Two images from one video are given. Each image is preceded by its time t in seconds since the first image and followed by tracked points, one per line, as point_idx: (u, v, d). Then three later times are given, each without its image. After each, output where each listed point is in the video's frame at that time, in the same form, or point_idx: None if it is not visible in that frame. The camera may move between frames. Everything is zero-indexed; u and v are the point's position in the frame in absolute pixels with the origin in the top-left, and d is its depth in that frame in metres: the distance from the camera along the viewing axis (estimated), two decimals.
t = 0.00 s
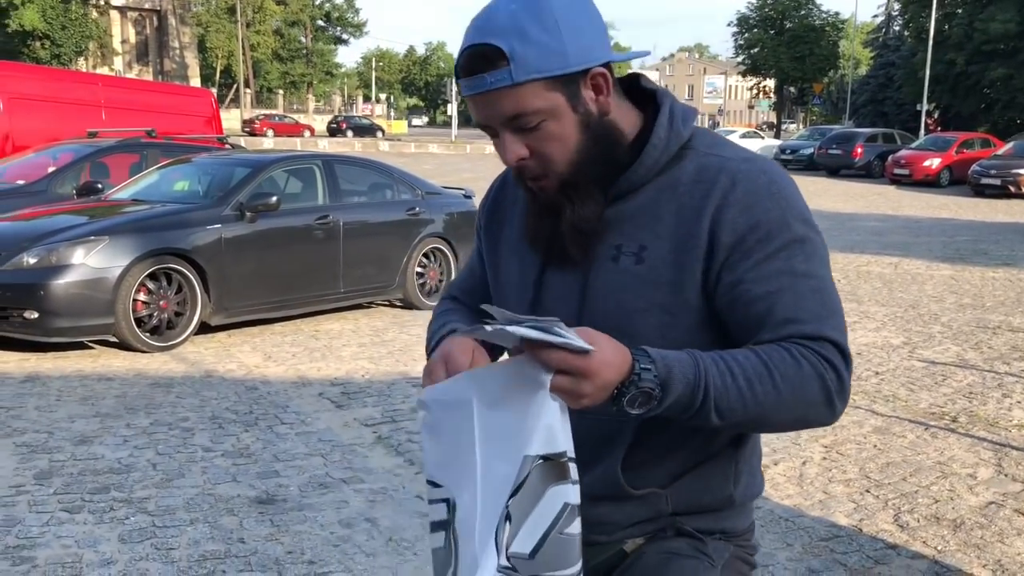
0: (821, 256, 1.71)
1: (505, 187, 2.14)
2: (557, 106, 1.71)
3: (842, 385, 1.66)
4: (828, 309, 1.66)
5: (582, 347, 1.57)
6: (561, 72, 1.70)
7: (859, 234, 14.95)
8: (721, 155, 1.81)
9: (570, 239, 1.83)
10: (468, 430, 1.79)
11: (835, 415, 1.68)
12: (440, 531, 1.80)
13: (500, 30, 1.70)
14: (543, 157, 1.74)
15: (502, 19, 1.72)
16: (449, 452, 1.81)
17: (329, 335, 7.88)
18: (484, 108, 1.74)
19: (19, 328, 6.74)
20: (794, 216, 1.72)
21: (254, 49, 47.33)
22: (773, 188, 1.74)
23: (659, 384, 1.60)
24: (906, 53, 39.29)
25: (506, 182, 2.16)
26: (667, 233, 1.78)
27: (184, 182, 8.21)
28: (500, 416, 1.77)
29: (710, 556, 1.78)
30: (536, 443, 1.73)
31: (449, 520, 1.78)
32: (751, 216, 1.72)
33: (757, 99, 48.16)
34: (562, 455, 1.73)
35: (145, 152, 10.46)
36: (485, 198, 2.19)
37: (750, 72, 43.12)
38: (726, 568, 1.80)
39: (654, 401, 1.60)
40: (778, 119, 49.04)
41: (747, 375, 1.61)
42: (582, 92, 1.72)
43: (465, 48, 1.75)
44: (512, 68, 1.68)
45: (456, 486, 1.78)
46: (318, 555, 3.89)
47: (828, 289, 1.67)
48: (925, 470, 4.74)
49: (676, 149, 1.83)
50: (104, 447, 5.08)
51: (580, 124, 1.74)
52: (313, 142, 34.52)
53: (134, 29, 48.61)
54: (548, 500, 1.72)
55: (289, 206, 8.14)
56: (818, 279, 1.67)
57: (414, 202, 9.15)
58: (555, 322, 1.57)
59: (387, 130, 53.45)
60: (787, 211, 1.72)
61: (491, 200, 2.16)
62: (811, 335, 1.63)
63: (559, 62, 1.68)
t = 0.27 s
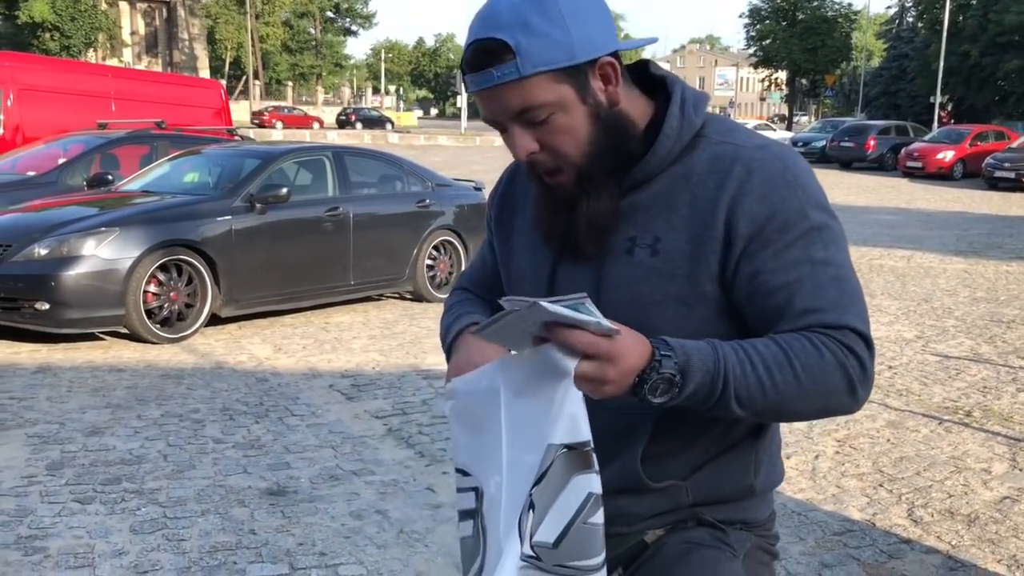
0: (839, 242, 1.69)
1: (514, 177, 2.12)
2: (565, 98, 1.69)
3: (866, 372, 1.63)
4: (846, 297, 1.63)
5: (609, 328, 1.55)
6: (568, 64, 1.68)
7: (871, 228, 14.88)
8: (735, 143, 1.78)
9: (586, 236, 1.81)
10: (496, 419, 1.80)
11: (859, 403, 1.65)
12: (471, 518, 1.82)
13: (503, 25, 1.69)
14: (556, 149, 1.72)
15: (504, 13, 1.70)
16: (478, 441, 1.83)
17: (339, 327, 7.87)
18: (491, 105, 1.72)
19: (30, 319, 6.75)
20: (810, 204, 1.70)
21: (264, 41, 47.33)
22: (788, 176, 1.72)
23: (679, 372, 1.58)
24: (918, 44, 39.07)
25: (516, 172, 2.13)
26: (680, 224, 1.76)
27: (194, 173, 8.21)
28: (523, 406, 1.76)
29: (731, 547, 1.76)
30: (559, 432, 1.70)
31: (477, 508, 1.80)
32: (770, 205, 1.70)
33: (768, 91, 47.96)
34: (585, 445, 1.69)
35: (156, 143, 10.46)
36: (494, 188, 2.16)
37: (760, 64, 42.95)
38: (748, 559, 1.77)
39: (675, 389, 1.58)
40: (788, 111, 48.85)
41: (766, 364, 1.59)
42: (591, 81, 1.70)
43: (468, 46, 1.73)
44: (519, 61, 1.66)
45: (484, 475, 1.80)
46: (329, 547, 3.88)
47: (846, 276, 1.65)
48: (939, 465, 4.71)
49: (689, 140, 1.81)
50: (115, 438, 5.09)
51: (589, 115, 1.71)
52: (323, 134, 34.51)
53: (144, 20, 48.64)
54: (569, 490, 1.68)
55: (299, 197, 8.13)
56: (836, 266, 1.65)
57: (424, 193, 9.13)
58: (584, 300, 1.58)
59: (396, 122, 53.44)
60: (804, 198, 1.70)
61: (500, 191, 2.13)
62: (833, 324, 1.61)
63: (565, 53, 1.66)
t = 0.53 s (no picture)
0: (852, 248, 1.69)
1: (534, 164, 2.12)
2: (609, 62, 1.71)
3: (863, 380, 1.64)
4: (852, 304, 1.64)
5: (608, 340, 1.55)
6: (613, 29, 1.71)
7: (878, 222, 14.84)
8: (757, 140, 1.79)
9: (609, 209, 1.79)
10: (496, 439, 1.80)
11: (855, 408, 1.67)
12: (469, 542, 1.81)
13: None
14: (591, 114, 1.73)
15: None
16: (477, 462, 1.83)
17: (346, 321, 7.89)
18: (531, 66, 1.73)
19: (39, 312, 6.78)
20: (828, 207, 1.70)
21: (270, 34, 47.32)
22: (809, 178, 1.72)
23: (677, 376, 1.58)
24: (927, 38, 38.91)
25: (536, 160, 2.13)
26: (700, 217, 1.75)
27: (202, 167, 8.23)
28: (526, 423, 1.76)
29: (739, 541, 1.76)
30: (565, 444, 1.70)
31: (476, 530, 1.79)
32: (786, 205, 1.70)
33: (775, 85, 47.84)
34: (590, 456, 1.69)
35: (163, 137, 10.48)
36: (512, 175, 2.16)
37: (768, 58, 42.84)
38: (754, 554, 1.78)
39: (673, 394, 1.59)
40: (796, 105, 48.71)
41: (761, 370, 1.61)
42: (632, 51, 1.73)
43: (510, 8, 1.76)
44: (568, 19, 1.68)
45: (484, 497, 1.79)
46: (337, 540, 3.89)
47: (854, 283, 1.66)
48: (946, 459, 4.71)
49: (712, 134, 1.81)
50: (124, 431, 5.11)
51: (629, 84, 1.74)
52: (329, 128, 34.51)
53: (151, 14, 48.66)
54: (578, 501, 1.68)
55: (306, 190, 8.14)
56: (846, 272, 1.66)
57: (430, 187, 9.14)
58: (582, 314, 1.57)
59: (403, 116, 53.42)
60: (822, 201, 1.70)
61: (519, 178, 2.14)
62: (830, 331, 1.62)
63: (612, 17, 1.69)
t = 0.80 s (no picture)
0: (859, 254, 1.69)
1: (547, 148, 2.09)
2: (632, 50, 1.70)
3: (861, 387, 1.64)
4: (856, 308, 1.64)
5: (609, 343, 1.53)
6: (639, 18, 1.70)
7: (878, 219, 14.85)
8: (773, 139, 1.78)
9: (620, 196, 1.78)
10: (479, 452, 1.70)
11: (852, 414, 1.66)
12: (456, 558, 1.72)
13: None
14: (609, 101, 1.71)
15: None
16: (459, 476, 1.73)
17: (346, 317, 7.88)
18: (554, 49, 1.72)
19: (39, 307, 6.77)
20: (838, 211, 1.70)
21: (270, 30, 47.25)
22: (821, 181, 1.71)
23: (674, 378, 1.58)
24: (927, 35, 38.89)
25: (548, 144, 2.11)
26: (711, 213, 1.74)
27: (201, 162, 8.21)
28: (515, 432, 1.68)
29: (737, 539, 1.75)
30: (569, 450, 1.62)
31: (463, 547, 1.71)
32: (796, 206, 1.69)
33: (774, 82, 47.82)
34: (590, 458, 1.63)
35: (163, 132, 10.47)
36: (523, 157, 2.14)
37: (768, 55, 42.83)
38: (752, 553, 1.77)
39: (670, 396, 1.58)
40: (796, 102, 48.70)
41: (759, 372, 1.60)
42: (656, 42, 1.72)
43: None
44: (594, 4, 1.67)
45: (469, 512, 1.71)
46: (338, 536, 3.89)
47: (859, 287, 1.65)
48: (947, 457, 4.71)
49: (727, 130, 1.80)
50: (124, 427, 5.10)
51: (650, 74, 1.72)
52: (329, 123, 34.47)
53: (150, 9, 48.59)
54: (581, 506, 1.62)
55: (306, 186, 8.12)
56: (851, 277, 1.65)
57: (430, 183, 9.13)
58: (579, 317, 1.56)
59: (403, 112, 53.37)
60: (832, 205, 1.70)
61: (530, 161, 2.11)
62: (831, 335, 1.62)
63: (639, 7, 1.68)
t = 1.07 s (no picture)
0: (860, 254, 1.68)
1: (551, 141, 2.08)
2: (643, 40, 1.70)
3: (859, 386, 1.64)
4: (856, 308, 1.64)
5: (613, 340, 1.53)
6: (651, 9, 1.71)
7: (874, 218, 14.86)
8: (777, 138, 1.79)
9: (625, 187, 1.78)
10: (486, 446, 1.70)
11: (850, 413, 1.66)
12: (457, 551, 1.71)
13: None
14: (618, 89, 1.72)
15: None
16: (463, 468, 1.72)
17: (342, 315, 7.87)
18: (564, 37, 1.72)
19: (34, 305, 6.75)
20: (841, 211, 1.70)
21: (265, 27, 47.14)
22: (823, 181, 1.72)
23: (676, 376, 1.57)
24: (923, 34, 38.94)
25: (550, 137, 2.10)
26: (716, 211, 1.75)
27: (197, 160, 8.19)
28: (520, 427, 1.67)
29: (735, 537, 1.75)
30: (571, 448, 1.62)
31: (465, 539, 1.71)
32: (798, 205, 1.69)
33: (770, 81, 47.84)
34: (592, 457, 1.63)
35: (159, 129, 10.45)
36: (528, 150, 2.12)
37: (764, 54, 42.85)
38: (750, 551, 1.77)
39: (672, 394, 1.57)
40: (791, 101, 48.73)
41: (759, 370, 1.60)
42: (667, 34, 1.73)
43: None
44: None
45: (473, 504, 1.70)
46: (334, 535, 3.88)
47: (859, 287, 1.65)
48: (944, 456, 4.71)
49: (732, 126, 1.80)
50: (120, 425, 5.09)
51: (659, 65, 1.73)
52: (324, 121, 34.41)
53: (146, 6, 48.44)
54: (582, 506, 1.62)
55: (302, 184, 8.11)
56: (852, 277, 1.65)
57: (427, 181, 9.12)
58: (582, 317, 1.56)
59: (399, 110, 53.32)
60: (834, 205, 1.70)
61: (535, 154, 2.09)
62: (831, 334, 1.61)
63: None
